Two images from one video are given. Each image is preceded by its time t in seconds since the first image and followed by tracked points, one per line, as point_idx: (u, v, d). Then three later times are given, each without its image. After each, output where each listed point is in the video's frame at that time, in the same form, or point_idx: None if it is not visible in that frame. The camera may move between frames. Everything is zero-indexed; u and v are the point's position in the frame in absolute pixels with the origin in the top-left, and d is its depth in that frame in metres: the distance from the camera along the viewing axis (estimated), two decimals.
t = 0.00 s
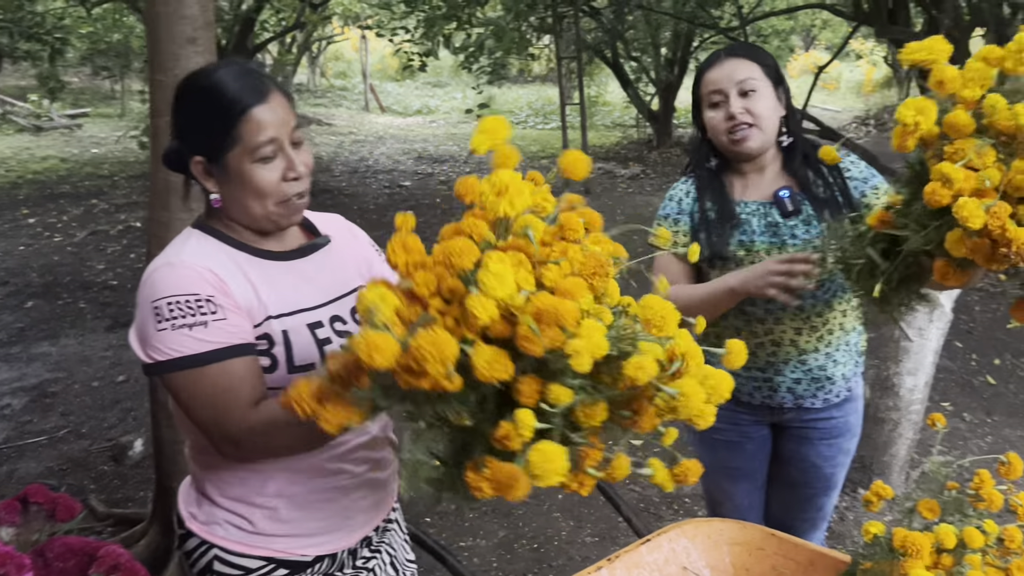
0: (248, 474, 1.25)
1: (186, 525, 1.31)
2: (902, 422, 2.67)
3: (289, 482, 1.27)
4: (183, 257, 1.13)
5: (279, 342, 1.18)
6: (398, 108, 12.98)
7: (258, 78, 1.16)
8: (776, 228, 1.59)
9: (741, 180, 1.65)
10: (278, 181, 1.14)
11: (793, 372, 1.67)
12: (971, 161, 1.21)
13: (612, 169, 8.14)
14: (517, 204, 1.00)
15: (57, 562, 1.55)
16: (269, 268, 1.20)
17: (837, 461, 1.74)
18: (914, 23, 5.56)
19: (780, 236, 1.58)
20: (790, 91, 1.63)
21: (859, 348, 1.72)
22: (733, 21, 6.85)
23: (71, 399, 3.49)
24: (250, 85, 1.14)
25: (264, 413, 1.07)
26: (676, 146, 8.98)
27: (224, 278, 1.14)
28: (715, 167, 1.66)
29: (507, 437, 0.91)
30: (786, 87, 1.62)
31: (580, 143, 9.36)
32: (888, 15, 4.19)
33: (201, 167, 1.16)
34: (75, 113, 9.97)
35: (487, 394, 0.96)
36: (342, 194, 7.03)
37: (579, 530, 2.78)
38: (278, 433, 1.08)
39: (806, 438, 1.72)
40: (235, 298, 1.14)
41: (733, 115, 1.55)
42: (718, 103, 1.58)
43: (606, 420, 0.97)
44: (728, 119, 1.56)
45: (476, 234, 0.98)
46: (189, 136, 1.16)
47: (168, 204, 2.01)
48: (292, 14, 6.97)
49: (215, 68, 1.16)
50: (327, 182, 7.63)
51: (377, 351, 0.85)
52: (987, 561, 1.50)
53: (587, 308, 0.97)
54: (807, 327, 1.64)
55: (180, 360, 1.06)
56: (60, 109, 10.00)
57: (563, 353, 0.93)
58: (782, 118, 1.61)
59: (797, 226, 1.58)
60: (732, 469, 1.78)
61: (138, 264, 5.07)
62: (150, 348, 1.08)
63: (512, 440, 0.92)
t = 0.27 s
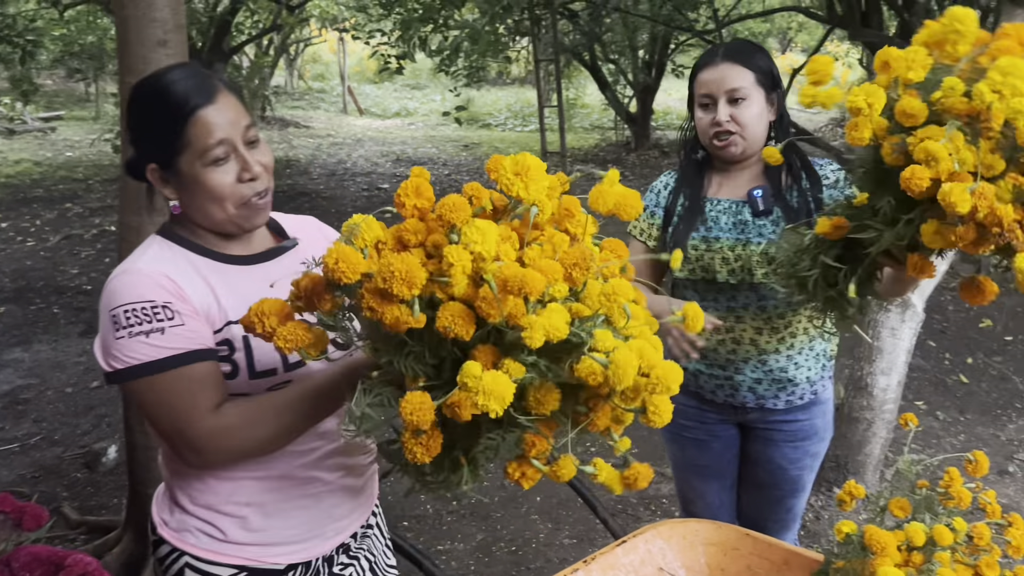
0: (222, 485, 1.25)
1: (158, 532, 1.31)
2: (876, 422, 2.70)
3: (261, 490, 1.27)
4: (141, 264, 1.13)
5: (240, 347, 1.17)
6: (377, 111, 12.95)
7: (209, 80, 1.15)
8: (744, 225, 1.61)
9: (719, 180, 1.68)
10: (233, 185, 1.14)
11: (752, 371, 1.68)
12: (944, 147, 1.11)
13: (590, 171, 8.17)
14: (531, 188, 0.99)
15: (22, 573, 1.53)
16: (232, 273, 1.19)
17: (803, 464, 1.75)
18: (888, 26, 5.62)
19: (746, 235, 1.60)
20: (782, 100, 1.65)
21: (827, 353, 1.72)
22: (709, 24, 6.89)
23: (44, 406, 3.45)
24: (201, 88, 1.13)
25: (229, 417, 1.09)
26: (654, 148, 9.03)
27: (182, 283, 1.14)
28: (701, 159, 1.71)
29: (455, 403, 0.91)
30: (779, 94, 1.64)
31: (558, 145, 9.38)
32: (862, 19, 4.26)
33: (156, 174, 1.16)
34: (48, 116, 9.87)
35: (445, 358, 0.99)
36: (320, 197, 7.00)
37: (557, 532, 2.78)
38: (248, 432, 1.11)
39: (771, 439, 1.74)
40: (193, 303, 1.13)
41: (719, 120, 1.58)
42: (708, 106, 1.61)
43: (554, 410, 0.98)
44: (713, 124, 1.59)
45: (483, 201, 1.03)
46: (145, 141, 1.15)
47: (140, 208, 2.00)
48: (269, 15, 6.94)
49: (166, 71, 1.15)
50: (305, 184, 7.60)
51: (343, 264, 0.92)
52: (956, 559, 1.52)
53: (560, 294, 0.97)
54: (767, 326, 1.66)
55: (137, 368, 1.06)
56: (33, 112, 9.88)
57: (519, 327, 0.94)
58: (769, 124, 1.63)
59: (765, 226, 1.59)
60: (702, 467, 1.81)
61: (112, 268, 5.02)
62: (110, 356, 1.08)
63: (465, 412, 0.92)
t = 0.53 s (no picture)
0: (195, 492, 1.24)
1: (132, 539, 1.30)
2: (851, 421, 2.73)
3: (232, 499, 1.26)
4: (105, 271, 1.13)
5: (206, 355, 1.17)
6: (355, 113, 12.92)
7: (179, 80, 1.14)
8: (716, 226, 1.62)
9: (702, 179, 1.69)
10: (208, 184, 1.13)
11: (716, 370, 1.70)
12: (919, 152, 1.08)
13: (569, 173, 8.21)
14: (528, 206, 0.99)
15: None
16: (200, 278, 1.19)
17: (771, 465, 1.76)
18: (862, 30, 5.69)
19: (717, 235, 1.61)
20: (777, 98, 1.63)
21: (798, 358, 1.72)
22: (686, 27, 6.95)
23: (18, 412, 3.40)
24: (172, 89, 1.13)
25: (193, 424, 1.08)
26: (632, 150, 9.07)
27: (147, 291, 1.13)
28: (690, 157, 1.72)
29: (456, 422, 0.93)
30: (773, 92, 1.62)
31: (537, 148, 9.41)
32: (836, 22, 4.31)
33: (129, 176, 1.15)
34: (22, 119, 9.75)
35: (439, 376, 0.98)
36: (298, 199, 6.97)
37: (536, 534, 2.79)
38: (209, 445, 1.09)
39: (739, 440, 1.76)
40: (158, 311, 1.13)
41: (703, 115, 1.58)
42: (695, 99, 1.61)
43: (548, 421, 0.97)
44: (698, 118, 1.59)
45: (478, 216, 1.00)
46: (118, 145, 1.14)
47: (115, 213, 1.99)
48: (246, 17, 6.91)
49: (135, 73, 1.14)
50: (283, 187, 7.56)
51: (367, 301, 0.87)
52: (930, 555, 1.54)
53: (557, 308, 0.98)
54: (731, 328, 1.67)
55: (98, 375, 1.05)
56: (6, 115, 9.77)
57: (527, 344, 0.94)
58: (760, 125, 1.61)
59: (737, 228, 1.60)
60: (673, 460, 1.86)
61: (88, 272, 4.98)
62: (74, 363, 1.08)
63: (465, 429, 0.93)
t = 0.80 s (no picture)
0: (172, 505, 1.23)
1: (109, 547, 1.29)
2: (831, 421, 2.75)
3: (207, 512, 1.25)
4: (79, 278, 1.11)
5: (182, 364, 1.16)
6: (336, 115, 12.89)
7: (171, 85, 1.14)
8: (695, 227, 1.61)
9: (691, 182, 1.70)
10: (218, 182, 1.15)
11: (689, 371, 1.70)
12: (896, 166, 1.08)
13: (550, 176, 8.22)
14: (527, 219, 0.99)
15: None
16: (175, 285, 1.19)
17: (747, 468, 1.78)
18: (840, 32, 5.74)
19: (695, 237, 1.61)
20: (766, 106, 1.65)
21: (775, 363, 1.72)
22: (666, 30, 6.98)
23: None
24: (169, 94, 1.13)
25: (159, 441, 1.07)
26: (613, 152, 9.10)
27: (123, 300, 1.12)
28: (683, 160, 1.74)
29: (442, 427, 0.92)
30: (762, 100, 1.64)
31: (518, 150, 9.42)
32: (813, 25, 4.36)
33: (135, 175, 1.13)
34: None
35: (423, 382, 0.97)
36: (278, 202, 6.93)
37: (519, 537, 2.79)
38: (175, 463, 1.08)
39: (715, 442, 1.77)
40: (133, 322, 1.12)
41: (690, 117, 1.60)
42: (685, 102, 1.63)
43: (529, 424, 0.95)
44: (686, 120, 1.61)
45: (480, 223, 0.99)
46: (112, 150, 1.13)
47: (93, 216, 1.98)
48: (225, 20, 6.87)
49: (123, 79, 1.13)
50: (263, 190, 7.53)
51: (379, 293, 0.87)
52: (908, 554, 1.56)
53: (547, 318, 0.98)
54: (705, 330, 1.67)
55: (67, 387, 1.04)
56: None
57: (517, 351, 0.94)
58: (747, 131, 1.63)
59: (716, 232, 1.59)
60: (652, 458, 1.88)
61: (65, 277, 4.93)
62: (46, 373, 1.07)
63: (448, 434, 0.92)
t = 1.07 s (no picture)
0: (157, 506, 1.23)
1: (92, 552, 1.28)
2: (815, 421, 2.77)
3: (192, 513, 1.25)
4: (68, 279, 1.10)
5: (172, 364, 1.15)
6: (321, 117, 12.86)
7: (169, 90, 1.15)
8: (684, 229, 1.62)
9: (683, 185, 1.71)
10: (213, 188, 1.17)
11: (674, 372, 1.71)
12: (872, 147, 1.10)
13: (535, 178, 8.23)
14: (510, 247, 0.98)
15: None
16: (164, 286, 1.18)
17: (731, 469, 1.79)
18: (821, 35, 5.79)
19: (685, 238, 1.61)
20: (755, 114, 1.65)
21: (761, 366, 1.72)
22: (649, 32, 7.01)
23: None
24: (169, 99, 1.13)
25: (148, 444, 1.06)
26: (598, 154, 9.13)
27: (113, 301, 1.11)
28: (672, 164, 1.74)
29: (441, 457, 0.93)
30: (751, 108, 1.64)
31: (504, 152, 9.43)
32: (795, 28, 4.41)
33: (138, 175, 1.12)
34: None
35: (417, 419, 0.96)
36: (263, 205, 6.91)
37: (505, 538, 2.79)
38: (162, 468, 1.07)
39: (699, 443, 1.78)
40: (124, 324, 1.11)
41: (680, 122, 1.60)
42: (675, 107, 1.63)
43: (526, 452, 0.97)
44: (676, 125, 1.62)
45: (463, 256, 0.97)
46: (111, 153, 1.12)
47: (75, 219, 1.97)
48: (208, 21, 6.84)
49: (119, 83, 1.12)
50: (248, 192, 7.50)
51: (369, 364, 0.85)
52: (890, 552, 1.57)
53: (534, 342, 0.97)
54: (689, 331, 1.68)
55: (58, 389, 1.03)
56: None
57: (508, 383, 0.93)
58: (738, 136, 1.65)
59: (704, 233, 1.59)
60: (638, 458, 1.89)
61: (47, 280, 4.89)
62: (33, 375, 1.05)
63: (448, 464, 0.93)
